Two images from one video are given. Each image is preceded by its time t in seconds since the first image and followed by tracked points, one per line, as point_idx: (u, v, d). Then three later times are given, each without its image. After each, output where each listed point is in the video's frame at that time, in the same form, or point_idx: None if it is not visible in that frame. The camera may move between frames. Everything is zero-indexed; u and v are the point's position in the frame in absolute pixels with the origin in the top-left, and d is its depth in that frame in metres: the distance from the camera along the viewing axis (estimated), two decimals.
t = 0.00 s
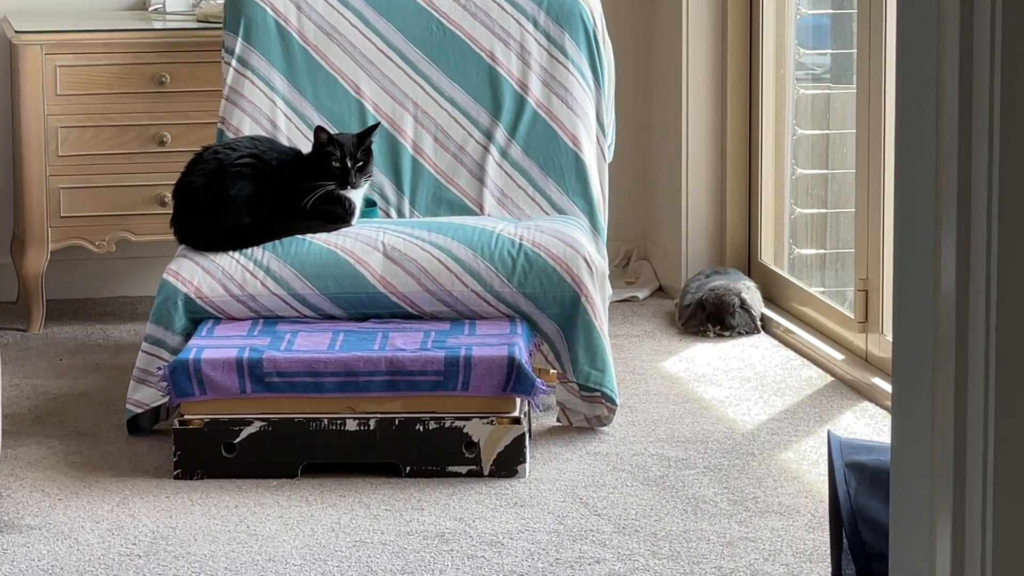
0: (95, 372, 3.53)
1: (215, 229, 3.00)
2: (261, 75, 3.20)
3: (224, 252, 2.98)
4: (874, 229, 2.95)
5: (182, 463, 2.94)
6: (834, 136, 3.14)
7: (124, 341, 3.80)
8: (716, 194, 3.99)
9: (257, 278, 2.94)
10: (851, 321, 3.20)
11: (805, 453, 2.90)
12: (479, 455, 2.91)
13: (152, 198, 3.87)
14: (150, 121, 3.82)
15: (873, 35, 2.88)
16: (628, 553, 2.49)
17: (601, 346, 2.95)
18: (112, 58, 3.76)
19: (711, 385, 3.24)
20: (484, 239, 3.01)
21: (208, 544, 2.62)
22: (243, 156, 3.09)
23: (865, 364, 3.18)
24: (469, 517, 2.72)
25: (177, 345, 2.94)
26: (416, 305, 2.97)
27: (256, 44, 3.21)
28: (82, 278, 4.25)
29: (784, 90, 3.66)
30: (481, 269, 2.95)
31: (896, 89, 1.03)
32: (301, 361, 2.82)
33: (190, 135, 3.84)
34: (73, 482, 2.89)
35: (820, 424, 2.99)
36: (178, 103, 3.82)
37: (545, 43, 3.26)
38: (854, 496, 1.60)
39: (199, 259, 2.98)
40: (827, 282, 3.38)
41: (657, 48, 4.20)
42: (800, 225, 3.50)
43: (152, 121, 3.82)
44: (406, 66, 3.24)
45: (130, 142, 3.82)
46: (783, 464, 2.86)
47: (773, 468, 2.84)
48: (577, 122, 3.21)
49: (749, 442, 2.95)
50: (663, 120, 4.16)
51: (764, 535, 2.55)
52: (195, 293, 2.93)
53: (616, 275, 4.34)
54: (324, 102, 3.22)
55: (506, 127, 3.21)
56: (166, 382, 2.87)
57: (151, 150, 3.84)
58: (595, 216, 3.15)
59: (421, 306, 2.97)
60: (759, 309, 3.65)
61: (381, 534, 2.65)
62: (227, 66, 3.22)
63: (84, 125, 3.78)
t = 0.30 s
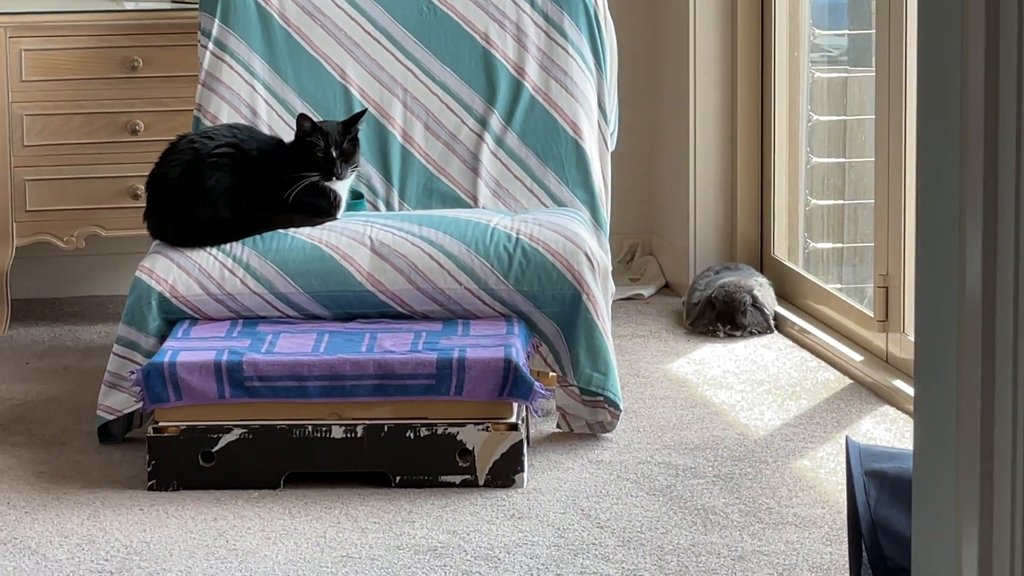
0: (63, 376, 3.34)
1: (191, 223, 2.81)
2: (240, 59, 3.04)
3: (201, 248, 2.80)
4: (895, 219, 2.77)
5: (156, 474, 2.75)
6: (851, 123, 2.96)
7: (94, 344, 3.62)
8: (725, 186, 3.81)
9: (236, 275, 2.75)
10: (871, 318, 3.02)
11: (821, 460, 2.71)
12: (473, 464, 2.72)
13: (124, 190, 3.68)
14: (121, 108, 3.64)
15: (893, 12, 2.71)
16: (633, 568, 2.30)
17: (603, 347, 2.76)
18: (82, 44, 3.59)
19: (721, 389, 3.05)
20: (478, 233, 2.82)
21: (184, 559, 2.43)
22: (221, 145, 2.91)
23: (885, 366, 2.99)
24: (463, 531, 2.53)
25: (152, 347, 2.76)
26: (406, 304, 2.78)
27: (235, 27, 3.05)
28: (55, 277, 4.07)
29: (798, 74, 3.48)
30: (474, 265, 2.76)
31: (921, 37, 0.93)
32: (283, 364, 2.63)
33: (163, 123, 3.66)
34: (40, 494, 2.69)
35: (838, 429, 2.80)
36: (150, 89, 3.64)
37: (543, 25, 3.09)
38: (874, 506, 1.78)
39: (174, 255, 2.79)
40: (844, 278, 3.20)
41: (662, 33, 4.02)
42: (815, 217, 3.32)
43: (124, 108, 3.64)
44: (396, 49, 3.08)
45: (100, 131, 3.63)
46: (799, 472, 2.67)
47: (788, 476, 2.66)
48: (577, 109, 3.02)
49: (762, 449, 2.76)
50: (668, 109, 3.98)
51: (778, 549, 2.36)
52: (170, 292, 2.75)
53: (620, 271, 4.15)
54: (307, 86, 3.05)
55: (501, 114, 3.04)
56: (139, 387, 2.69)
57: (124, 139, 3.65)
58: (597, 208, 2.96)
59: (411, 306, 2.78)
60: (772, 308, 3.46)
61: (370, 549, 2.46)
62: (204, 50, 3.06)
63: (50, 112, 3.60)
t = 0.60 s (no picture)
0: (38, 384, 3.20)
1: (174, 223, 2.68)
2: (225, 51, 2.91)
3: (184, 248, 2.67)
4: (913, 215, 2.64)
5: (138, 485, 2.62)
6: (867, 115, 2.85)
7: (73, 349, 3.49)
8: (735, 183, 3.68)
9: (221, 277, 2.62)
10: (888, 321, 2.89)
11: (835, 470, 2.58)
12: (471, 476, 2.58)
13: (103, 187, 3.55)
14: (100, 102, 3.51)
15: None
16: None
17: (607, 351, 2.63)
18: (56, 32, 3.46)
19: (731, 395, 2.92)
20: (476, 233, 2.69)
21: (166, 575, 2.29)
22: (205, 140, 2.77)
23: (903, 370, 2.86)
24: (461, 544, 2.40)
25: (133, 353, 2.63)
26: (401, 308, 2.65)
27: (220, 17, 2.93)
28: (35, 279, 3.94)
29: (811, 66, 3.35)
30: (472, 266, 2.63)
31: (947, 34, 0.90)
32: (270, 371, 2.50)
33: (144, 118, 3.54)
34: (16, 508, 2.56)
35: (854, 437, 2.67)
36: (134, 80, 3.52)
37: (544, 13, 2.97)
38: (891, 518, 1.52)
39: (155, 256, 2.66)
40: (860, 278, 3.07)
41: (667, 25, 3.89)
42: (829, 215, 3.19)
43: (104, 102, 3.51)
44: (390, 39, 2.96)
45: (77, 125, 3.51)
46: (812, 482, 2.54)
47: (800, 487, 2.52)
48: (579, 101, 2.89)
49: (774, 459, 2.63)
50: (674, 103, 3.85)
51: (792, 563, 2.22)
52: (152, 295, 2.61)
53: (624, 271, 4.02)
54: (297, 79, 2.93)
55: (499, 107, 2.91)
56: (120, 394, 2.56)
57: (103, 134, 3.52)
58: (599, 204, 2.83)
59: (407, 309, 2.65)
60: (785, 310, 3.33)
61: (363, 564, 2.32)
62: (187, 41, 2.93)
63: (25, 106, 3.47)
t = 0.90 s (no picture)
0: (2, 398, 2.98)
1: (146, 221, 2.47)
2: (200, 34, 2.72)
3: (157, 249, 2.46)
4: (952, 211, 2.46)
5: (105, 508, 2.37)
6: (900, 102, 2.68)
7: (37, 360, 3.26)
8: (754, 179, 3.46)
9: (196, 280, 2.41)
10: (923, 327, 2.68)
11: (865, 489, 2.36)
12: (468, 496, 2.34)
13: (69, 184, 3.28)
14: (64, 90, 3.24)
15: None
16: None
17: (616, 360, 2.42)
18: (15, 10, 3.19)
19: (752, 408, 2.70)
20: (474, 232, 2.47)
21: None
22: (178, 131, 2.57)
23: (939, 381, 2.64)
24: (457, 571, 2.16)
25: (100, 363, 2.42)
26: (392, 314, 2.43)
27: None
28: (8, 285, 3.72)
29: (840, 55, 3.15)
30: (469, 268, 2.42)
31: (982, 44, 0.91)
32: (250, 383, 2.28)
33: (113, 107, 3.25)
34: None
35: (885, 453, 2.45)
36: (98, 67, 3.24)
37: None
38: (926, 537, 1.59)
39: (125, 257, 2.45)
40: (891, 280, 2.87)
41: (680, 12, 3.68)
42: (859, 211, 3.01)
43: (68, 90, 3.24)
44: (380, 22, 2.77)
45: (42, 116, 3.24)
46: (841, 502, 2.32)
47: (826, 508, 2.30)
48: (585, 88, 2.69)
49: (799, 477, 2.41)
50: (687, 96, 3.64)
51: None
52: (121, 300, 2.40)
53: (635, 274, 3.81)
54: (277, 64, 2.74)
55: (498, 95, 2.72)
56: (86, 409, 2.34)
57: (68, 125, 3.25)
58: (608, 200, 2.64)
59: (399, 315, 2.43)
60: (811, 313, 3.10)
61: None
62: (160, 24, 2.74)
63: None
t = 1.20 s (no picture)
0: None
1: (115, 220, 2.27)
2: (174, 16, 2.55)
3: (126, 250, 2.26)
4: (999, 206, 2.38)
5: (70, 534, 2.10)
6: (937, 89, 2.63)
7: None
8: (778, 172, 3.25)
9: (169, 285, 2.21)
10: (963, 333, 2.56)
11: (900, 512, 2.13)
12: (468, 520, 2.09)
13: (31, 179, 3.08)
14: (25, 78, 3.02)
15: None
16: None
17: (629, 372, 2.21)
18: None
19: (777, 423, 2.50)
20: (473, 231, 2.27)
21: None
22: (150, 122, 2.37)
23: (982, 394, 2.46)
24: None
25: (64, 376, 2.21)
26: (385, 323, 2.23)
27: None
28: None
29: (874, 45, 2.96)
30: (468, 271, 2.21)
31: None
32: (227, 396, 2.05)
33: (78, 95, 3.04)
34: None
35: (923, 473, 2.25)
36: (62, 52, 3.02)
37: None
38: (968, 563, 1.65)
39: (91, 260, 2.25)
40: (930, 283, 2.73)
41: None
42: (893, 208, 2.89)
43: (29, 78, 3.02)
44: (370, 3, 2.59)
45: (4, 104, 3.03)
46: (873, 526, 2.09)
47: (857, 532, 2.08)
48: (595, 75, 2.51)
49: (828, 498, 2.19)
50: (704, 89, 3.46)
51: None
52: (87, 306, 2.19)
53: (649, 276, 3.59)
54: (257, 49, 2.57)
55: (499, 81, 2.55)
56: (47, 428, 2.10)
57: (29, 115, 3.04)
58: (619, 197, 2.46)
59: (392, 323, 2.23)
60: (842, 318, 2.92)
61: None
62: (131, 6, 2.57)
63: None
